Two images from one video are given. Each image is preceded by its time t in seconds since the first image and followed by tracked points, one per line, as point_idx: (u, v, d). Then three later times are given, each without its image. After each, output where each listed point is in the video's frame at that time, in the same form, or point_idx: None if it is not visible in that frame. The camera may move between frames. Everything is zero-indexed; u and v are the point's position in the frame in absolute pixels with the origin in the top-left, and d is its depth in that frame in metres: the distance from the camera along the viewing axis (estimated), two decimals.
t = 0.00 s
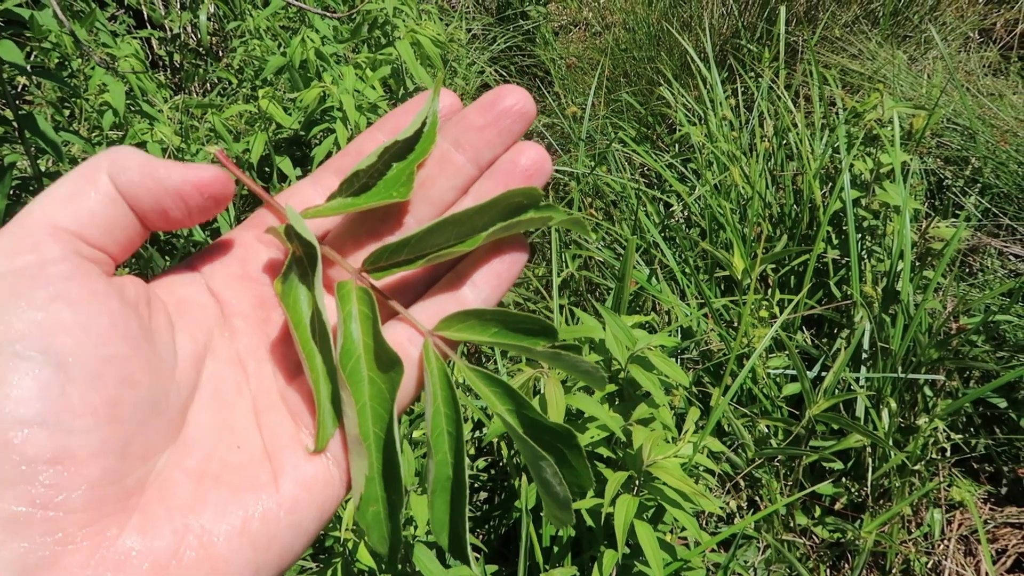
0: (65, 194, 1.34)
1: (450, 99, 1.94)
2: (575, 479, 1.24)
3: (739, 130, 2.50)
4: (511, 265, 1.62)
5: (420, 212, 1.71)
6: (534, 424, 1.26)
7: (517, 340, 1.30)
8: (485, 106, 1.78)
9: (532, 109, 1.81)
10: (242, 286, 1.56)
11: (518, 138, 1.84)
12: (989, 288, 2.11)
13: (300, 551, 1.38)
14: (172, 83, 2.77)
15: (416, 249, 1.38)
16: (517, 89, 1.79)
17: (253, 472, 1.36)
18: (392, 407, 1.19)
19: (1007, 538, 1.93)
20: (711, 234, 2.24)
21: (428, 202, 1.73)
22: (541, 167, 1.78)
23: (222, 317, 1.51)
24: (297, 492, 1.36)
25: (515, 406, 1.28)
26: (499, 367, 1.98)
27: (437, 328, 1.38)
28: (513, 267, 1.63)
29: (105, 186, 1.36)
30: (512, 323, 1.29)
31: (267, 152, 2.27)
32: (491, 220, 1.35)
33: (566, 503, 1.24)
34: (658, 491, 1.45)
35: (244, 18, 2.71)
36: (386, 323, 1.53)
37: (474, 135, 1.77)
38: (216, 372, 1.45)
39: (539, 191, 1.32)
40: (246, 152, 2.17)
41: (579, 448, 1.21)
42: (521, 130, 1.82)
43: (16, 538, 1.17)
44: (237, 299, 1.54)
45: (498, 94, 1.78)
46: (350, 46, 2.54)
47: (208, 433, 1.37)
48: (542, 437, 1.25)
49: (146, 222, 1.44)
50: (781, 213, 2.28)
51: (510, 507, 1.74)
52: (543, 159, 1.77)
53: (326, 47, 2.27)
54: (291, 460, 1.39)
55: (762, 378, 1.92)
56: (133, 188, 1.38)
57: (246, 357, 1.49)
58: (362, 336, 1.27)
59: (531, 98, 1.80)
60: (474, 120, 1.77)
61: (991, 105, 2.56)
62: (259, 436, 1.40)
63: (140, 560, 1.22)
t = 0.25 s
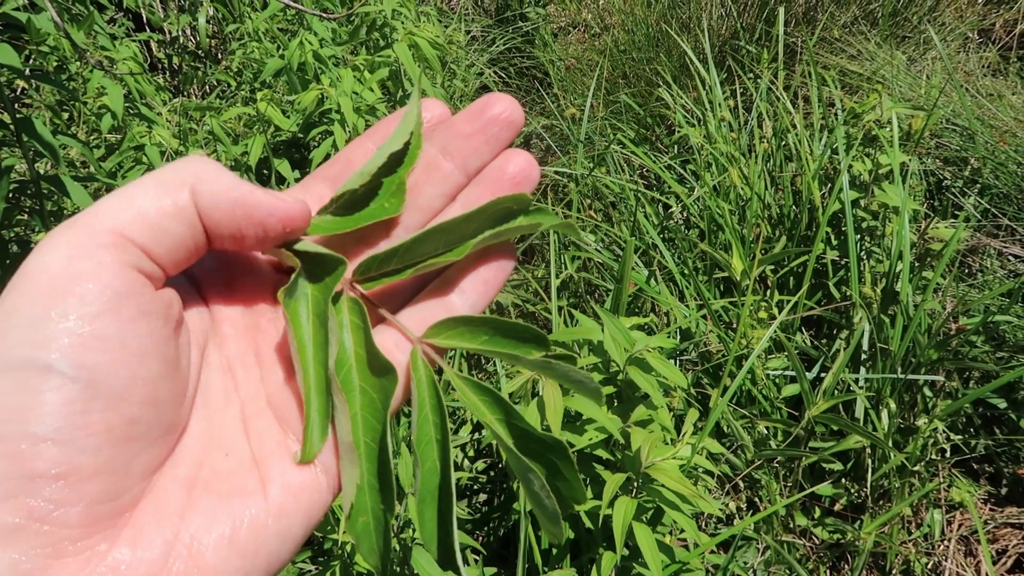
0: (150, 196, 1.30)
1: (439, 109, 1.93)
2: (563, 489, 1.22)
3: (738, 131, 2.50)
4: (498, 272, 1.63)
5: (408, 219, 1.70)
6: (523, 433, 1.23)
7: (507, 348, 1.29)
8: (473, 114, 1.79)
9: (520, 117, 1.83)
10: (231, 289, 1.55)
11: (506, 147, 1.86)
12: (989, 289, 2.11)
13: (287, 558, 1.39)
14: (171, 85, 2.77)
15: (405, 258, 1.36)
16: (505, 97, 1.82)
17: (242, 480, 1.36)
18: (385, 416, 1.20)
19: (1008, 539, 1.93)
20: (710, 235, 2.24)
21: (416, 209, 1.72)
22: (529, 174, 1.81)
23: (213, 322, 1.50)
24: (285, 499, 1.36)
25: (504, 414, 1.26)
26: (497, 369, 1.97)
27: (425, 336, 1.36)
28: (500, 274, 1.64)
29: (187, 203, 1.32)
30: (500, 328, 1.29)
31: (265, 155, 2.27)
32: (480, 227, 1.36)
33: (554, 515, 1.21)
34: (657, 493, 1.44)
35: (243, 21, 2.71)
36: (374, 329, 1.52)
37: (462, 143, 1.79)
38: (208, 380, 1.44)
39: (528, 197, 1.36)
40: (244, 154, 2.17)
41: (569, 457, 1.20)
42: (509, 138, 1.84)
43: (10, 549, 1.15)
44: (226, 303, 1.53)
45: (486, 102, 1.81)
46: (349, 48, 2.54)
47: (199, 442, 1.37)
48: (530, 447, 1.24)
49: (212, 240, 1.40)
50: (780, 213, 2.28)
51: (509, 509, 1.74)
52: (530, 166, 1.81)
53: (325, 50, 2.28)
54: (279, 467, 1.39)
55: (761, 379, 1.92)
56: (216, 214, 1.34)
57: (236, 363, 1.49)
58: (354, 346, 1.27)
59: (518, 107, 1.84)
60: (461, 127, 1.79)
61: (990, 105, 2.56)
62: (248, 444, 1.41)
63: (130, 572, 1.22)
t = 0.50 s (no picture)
0: (150, 215, 1.33)
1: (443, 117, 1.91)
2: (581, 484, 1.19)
3: (739, 130, 2.50)
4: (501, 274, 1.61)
5: (412, 223, 1.74)
6: (535, 428, 1.22)
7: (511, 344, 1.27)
8: (478, 122, 1.78)
9: (526, 125, 1.81)
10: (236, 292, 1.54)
11: (512, 154, 1.84)
12: (990, 287, 2.11)
13: (290, 559, 1.39)
14: (171, 86, 2.77)
15: (408, 266, 1.35)
16: (511, 106, 1.80)
17: (246, 482, 1.36)
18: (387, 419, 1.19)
19: (1009, 538, 1.93)
20: (711, 234, 2.24)
21: (421, 213, 1.75)
22: (533, 182, 1.77)
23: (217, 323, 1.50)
24: (289, 501, 1.37)
25: (513, 412, 1.24)
26: (498, 369, 1.97)
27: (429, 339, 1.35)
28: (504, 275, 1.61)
29: (189, 221, 1.36)
30: (506, 332, 1.27)
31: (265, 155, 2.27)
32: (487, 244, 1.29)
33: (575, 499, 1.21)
34: (657, 492, 1.44)
35: (243, 21, 2.71)
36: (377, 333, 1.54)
37: (468, 149, 1.78)
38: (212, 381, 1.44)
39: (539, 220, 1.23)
40: (244, 155, 2.17)
41: (586, 451, 1.17)
42: (515, 146, 1.82)
43: (16, 545, 1.15)
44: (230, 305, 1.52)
45: (492, 110, 1.79)
46: (349, 48, 2.54)
47: (204, 442, 1.37)
48: (547, 444, 1.21)
49: (212, 265, 1.43)
50: (780, 212, 2.28)
51: (510, 509, 1.74)
52: (535, 173, 1.77)
53: (324, 50, 2.27)
54: (283, 470, 1.39)
55: (762, 378, 1.92)
56: (215, 233, 1.37)
57: (240, 364, 1.48)
58: (357, 351, 1.26)
59: (524, 115, 1.81)
60: (467, 134, 1.78)
61: (990, 103, 2.55)
62: (252, 446, 1.41)
63: (134, 572, 1.22)
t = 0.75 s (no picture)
0: (159, 209, 1.33)
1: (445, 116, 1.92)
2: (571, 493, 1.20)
3: (738, 130, 2.50)
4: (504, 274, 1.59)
5: (415, 223, 1.71)
6: (529, 436, 1.22)
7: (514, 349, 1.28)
8: (480, 122, 1.79)
9: (527, 125, 1.83)
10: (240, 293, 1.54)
11: (514, 154, 1.85)
12: (989, 287, 2.11)
13: (292, 559, 1.38)
14: (170, 87, 2.77)
15: (415, 262, 1.35)
16: (512, 106, 1.82)
17: (248, 481, 1.36)
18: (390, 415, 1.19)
19: (1009, 538, 1.93)
20: (710, 235, 2.24)
21: (423, 213, 1.73)
22: (535, 182, 1.77)
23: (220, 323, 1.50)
24: (291, 500, 1.36)
25: (510, 416, 1.24)
26: (498, 370, 1.97)
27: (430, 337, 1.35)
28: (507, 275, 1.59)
29: (199, 213, 1.36)
30: (512, 332, 1.28)
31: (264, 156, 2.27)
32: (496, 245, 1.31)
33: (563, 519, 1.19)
34: (657, 494, 1.44)
35: (242, 22, 2.71)
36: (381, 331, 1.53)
37: (469, 149, 1.78)
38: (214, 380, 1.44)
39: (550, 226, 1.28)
40: (243, 156, 2.17)
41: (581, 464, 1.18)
42: (516, 146, 1.83)
43: (18, 546, 1.15)
44: (234, 305, 1.53)
45: (493, 110, 1.80)
46: (348, 50, 2.54)
47: (207, 442, 1.37)
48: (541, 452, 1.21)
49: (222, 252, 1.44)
50: (780, 213, 2.27)
51: (510, 510, 1.74)
52: (536, 173, 1.77)
53: (324, 51, 2.27)
54: (285, 469, 1.38)
55: (762, 379, 1.92)
56: (228, 221, 1.38)
57: (243, 364, 1.48)
58: (362, 347, 1.27)
59: (526, 115, 1.83)
60: (469, 133, 1.79)
61: (989, 103, 2.55)
62: (255, 445, 1.40)
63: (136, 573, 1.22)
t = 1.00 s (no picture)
0: (105, 208, 1.34)
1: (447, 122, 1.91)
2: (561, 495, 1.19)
3: (736, 131, 2.50)
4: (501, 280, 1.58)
5: (414, 228, 1.70)
6: (524, 442, 1.22)
7: (510, 357, 1.28)
8: (481, 127, 1.78)
9: (529, 131, 1.81)
10: (237, 297, 1.55)
11: (514, 160, 1.84)
12: (988, 288, 2.11)
13: (289, 562, 1.37)
14: (169, 89, 2.77)
15: (415, 268, 1.34)
16: (513, 111, 1.80)
17: (243, 484, 1.35)
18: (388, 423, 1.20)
19: (1008, 539, 1.93)
20: (709, 236, 2.24)
21: (422, 219, 1.72)
22: (535, 188, 1.77)
23: (216, 326, 1.50)
24: (287, 503, 1.35)
25: (507, 421, 1.24)
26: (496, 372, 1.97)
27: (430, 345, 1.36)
28: (503, 281, 1.58)
29: (145, 207, 1.37)
30: (510, 340, 1.27)
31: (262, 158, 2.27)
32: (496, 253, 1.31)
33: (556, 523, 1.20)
34: (656, 496, 1.44)
35: (240, 24, 2.71)
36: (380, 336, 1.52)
37: (470, 155, 1.77)
38: (209, 383, 1.44)
39: (545, 233, 1.27)
40: (241, 157, 2.17)
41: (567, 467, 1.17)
42: (516, 152, 1.82)
43: (7, 548, 1.16)
44: (231, 309, 1.53)
45: (495, 115, 1.79)
46: (346, 51, 2.54)
47: (201, 444, 1.37)
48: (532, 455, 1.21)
49: (179, 244, 1.44)
50: (778, 213, 2.27)
51: (508, 512, 1.74)
52: (536, 180, 1.77)
53: (322, 53, 2.27)
54: (281, 471, 1.37)
55: (760, 380, 1.92)
56: (174, 209, 1.38)
57: (239, 367, 1.48)
58: (358, 351, 1.26)
59: (527, 120, 1.81)
60: (470, 139, 1.78)
61: (988, 104, 2.55)
62: (250, 448, 1.40)
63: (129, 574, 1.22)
